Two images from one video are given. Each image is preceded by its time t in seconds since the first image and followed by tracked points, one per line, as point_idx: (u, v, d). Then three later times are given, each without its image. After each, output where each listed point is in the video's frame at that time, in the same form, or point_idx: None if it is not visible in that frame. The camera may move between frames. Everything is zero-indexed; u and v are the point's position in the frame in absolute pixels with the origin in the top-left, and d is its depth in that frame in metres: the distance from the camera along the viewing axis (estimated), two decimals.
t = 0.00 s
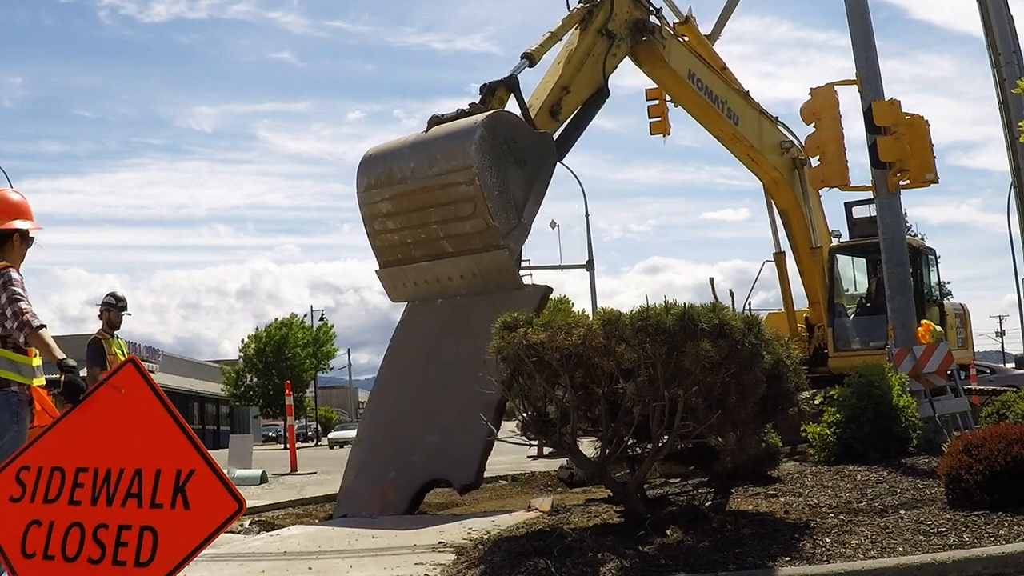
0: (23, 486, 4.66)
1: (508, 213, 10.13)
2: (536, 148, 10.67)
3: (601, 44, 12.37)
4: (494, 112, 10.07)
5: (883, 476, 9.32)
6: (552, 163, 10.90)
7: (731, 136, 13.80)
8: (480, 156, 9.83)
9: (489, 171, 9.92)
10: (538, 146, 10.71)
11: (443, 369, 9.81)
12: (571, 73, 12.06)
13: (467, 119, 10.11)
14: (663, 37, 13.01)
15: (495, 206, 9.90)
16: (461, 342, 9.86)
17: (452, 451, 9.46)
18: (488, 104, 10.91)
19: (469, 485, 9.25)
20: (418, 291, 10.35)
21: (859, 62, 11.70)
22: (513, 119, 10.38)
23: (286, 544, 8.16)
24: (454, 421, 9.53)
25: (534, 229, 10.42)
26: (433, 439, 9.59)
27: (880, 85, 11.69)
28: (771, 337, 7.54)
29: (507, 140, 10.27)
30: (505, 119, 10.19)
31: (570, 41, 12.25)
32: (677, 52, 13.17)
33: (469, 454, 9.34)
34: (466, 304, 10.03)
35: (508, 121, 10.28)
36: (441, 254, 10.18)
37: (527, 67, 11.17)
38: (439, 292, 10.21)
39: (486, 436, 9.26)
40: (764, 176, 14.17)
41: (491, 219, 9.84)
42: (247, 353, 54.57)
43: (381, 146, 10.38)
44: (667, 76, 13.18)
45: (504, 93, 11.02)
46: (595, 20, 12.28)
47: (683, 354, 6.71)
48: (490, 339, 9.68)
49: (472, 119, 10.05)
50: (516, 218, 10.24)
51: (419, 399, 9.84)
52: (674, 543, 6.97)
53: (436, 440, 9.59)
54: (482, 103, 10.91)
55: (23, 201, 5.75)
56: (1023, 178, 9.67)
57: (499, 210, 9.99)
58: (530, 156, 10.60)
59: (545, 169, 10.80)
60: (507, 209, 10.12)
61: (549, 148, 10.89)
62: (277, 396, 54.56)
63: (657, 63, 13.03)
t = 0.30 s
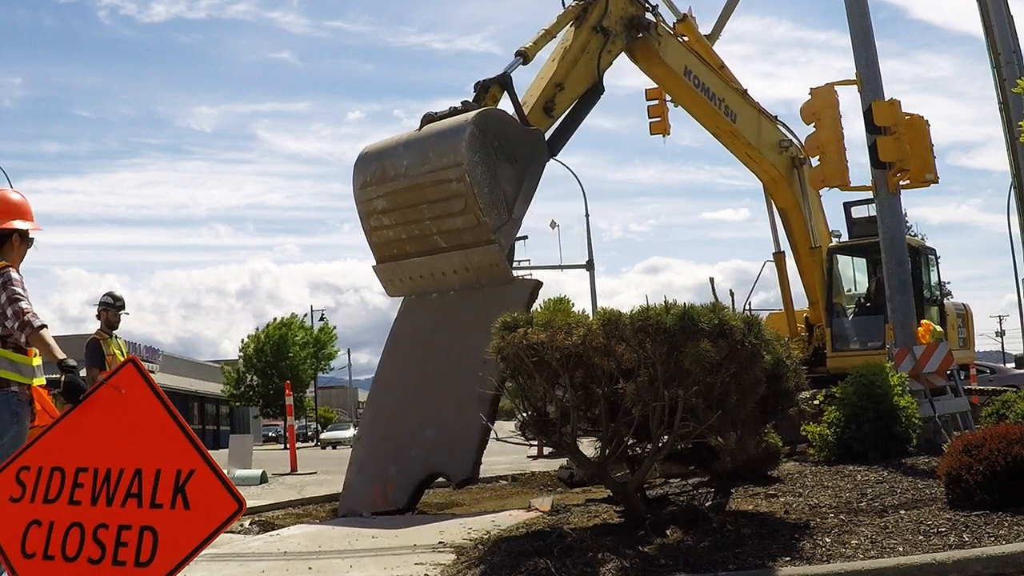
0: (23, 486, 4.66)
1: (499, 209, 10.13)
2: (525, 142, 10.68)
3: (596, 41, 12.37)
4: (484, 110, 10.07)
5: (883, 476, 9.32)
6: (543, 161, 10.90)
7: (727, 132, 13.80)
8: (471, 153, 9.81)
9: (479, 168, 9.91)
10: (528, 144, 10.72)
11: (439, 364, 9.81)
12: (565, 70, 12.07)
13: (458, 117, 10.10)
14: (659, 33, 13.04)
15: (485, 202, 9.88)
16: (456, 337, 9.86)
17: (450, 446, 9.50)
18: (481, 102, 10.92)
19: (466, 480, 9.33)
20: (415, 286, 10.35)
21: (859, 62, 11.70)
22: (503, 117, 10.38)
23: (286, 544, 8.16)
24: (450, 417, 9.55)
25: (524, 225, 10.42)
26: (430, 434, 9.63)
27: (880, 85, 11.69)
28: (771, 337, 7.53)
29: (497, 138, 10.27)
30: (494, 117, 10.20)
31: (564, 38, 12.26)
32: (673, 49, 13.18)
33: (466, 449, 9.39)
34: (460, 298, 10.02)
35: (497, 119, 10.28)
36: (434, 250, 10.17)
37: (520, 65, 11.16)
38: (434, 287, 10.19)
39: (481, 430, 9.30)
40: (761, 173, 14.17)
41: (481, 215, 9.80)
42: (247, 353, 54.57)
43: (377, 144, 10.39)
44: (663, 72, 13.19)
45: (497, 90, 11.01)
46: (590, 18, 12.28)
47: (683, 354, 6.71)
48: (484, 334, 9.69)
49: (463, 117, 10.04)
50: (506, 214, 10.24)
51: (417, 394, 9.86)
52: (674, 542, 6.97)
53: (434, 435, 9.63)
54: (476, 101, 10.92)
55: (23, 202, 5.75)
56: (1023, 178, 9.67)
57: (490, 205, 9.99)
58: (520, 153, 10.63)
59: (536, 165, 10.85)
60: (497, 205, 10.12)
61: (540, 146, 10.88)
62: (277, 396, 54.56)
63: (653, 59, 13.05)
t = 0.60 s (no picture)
0: (23, 486, 4.66)
1: (494, 213, 10.14)
2: (521, 149, 10.70)
3: (593, 41, 12.39)
4: (479, 116, 10.09)
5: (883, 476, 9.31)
6: (538, 165, 10.94)
7: (725, 131, 13.80)
8: (465, 159, 9.84)
9: (474, 174, 9.95)
10: (523, 148, 10.74)
11: (437, 364, 9.81)
12: (562, 72, 12.11)
13: (453, 123, 10.12)
14: (655, 32, 13.02)
15: (480, 207, 9.91)
16: (454, 337, 9.87)
17: (448, 444, 9.50)
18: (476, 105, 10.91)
19: (461, 477, 9.35)
20: (414, 287, 10.34)
21: (859, 62, 11.70)
22: (498, 122, 10.40)
23: (286, 544, 8.16)
24: (448, 415, 9.56)
25: (520, 228, 10.46)
26: (428, 432, 9.64)
27: (880, 85, 11.69)
28: (771, 337, 7.52)
29: (493, 143, 10.29)
30: (488, 124, 10.19)
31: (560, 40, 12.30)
32: (669, 48, 13.19)
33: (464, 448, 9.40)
34: (458, 301, 10.02)
35: (491, 125, 10.29)
36: (432, 254, 10.17)
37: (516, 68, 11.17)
38: (433, 289, 10.20)
39: (478, 427, 9.30)
40: (760, 173, 14.19)
41: (477, 220, 9.83)
42: (247, 353, 54.56)
43: (375, 149, 10.38)
44: (661, 72, 13.19)
45: (493, 94, 11.02)
46: (584, 19, 12.33)
47: (684, 354, 6.71)
48: (482, 333, 9.70)
49: (457, 123, 10.06)
50: (502, 218, 10.27)
51: (416, 394, 9.86)
52: (674, 542, 6.97)
53: (432, 433, 9.64)
54: (472, 105, 10.93)
55: (23, 201, 5.75)
56: (1023, 178, 9.68)
57: (485, 210, 10.01)
58: (515, 158, 10.65)
59: (532, 170, 10.89)
60: (492, 209, 10.14)
61: (533, 147, 10.91)
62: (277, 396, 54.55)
63: (650, 59, 13.06)
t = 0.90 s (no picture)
0: (23, 486, 4.65)
1: (497, 222, 10.12)
2: (521, 157, 10.71)
3: (592, 42, 12.39)
4: (480, 126, 10.08)
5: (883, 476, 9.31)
6: (539, 172, 10.94)
7: (724, 131, 13.81)
8: (467, 170, 9.82)
9: (476, 184, 9.93)
10: (523, 156, 10.74)
11: (439, 366, 9.83)
12: (561, 75, 12.12)
13: (454, 133, 10.11)
14: (653, 31, 13.02)
15: (483, 216, 9.89)
16: (457, 340, 9.88)
17: (449, 445, 9.55)
18: (477, 112, 10.92)
19: (463, 474, 9.38)
20: (419, 295, 10.30)
21: (859, 62, 11.70)
22: (498, 131, 10.39)
23: (286, 544, 8.15)
24: (449, 416, 9.60)
25: (522, 236, 10.44)
26: (429, 433, 9.68)
27: (880, 85, 11.69)
28: (771, 337, 7.52)
29: (493, 153, 10.28)
30: (488, 133, 10.18)
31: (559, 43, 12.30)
32: (668, 48, 13.19)
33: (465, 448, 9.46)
34: (462, 309, 10.00)
35: (491, 134, 10.29)
36: (436, 263, 10.14)
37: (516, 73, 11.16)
38: (438, 296, 10.16)
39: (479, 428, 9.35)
40: (760, 173, 14.18)
41: (480, 229, 9.81)
42: (247, 353, 54.55)
43: (378, 158, 10.35)
44: (660, 72, 13.20)
45: (493, 101, 11.01)
46: (583, 20, 12.33)
47: (683, 354, 6.71)
48: (484, 336, 9.71)
49: (458, 133, 10.05)
50: (504, 226, 10.25)
51: (418, 395, 9.88)
52: (674, 542, 6.97)
53: (433, 434, 9.67)
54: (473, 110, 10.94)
55: (23, 202, 5.75)
56: (1023, 178, 9.67)
57: (487, 219, 9.99)
58: (515, 167, 10.64)
59: (533, 177, 10.88)
60: (495, 218, 10.12)
61: (532, 152, 10.90)
62: (277, 396, 54.54)
63: (649, 60, 13.07)
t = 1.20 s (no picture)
0: (23, 487, 4.65)
1: (504, 229, 10.08)
2: (528, 164, 10.68)
3: (593, 43, 12.40)
4: (487, 133, 10.06)
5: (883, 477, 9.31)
6: (545, 179, 10.90)
7: (724, 131, 13.81)
8: (474, 178, 9.81)
9: (484, 193, 9.89)
10: (530, 163, 10.71)
11: (444, 370, 9.86)
12: (563, 78, 12.11)
13: (460, 141, 10.09)
14: (653, 31, 13.03)
15: (490, 224, 9.87)
16: (462, 345, 9.91)
17: (453, 448, 9.59)
18: (481, 117, 10.94)
19: (465, 477, 9.45)
20: (426, 301, 10.31)
21: (859, 62, 11.70)
22: (505, 139, 10.37)
23: (286, 544, 8.16)
24: (453, 420, 9.64)
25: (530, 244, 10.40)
26: (433, 436, 9.71)
27: (880, 85, 11.69)
28: (771, 337, 7.52)
29: (499, 161, 10.24)
30: (496, 141, 10.15)
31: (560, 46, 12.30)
32: (669, 48, 13.19)
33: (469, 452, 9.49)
34: (469, 315, 10.03)
35: (499, 141, 10.25)
36: (444, 270, 10.11)
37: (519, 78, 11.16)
38: (446, 303, 10.16)
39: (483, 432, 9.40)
40: (760, 173, 14.18)
41: (487, 237, 9.79)
42: (247, 353, 54.57)
43: (384, 165, 10.37)
44: (660, 72, 13.20)
45: (498, 106, 11.01)
46: (583, 22, 12.35)
47: (683, 355, 6.71)
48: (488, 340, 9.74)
49: (465, 141, 10.03)
50: (512, 234, 10.21)
51: (421, 398, 9.91)
52: (674, 542, 6.97)
53: (436, 436, 9.71)
54: (476, 117, 10.95)
55: (23, 202, 5.75)
56: (1023, 178, 9.68)
57: (495, 227, 9.95)
58: (523, 174, 10.60)
59: (539, 184, 10.85)
60: (503, 225, 10.08)
61: (539, 159, 10.87)
62: (277, 396, 54.55)
63: (650, 59, 13.08)
